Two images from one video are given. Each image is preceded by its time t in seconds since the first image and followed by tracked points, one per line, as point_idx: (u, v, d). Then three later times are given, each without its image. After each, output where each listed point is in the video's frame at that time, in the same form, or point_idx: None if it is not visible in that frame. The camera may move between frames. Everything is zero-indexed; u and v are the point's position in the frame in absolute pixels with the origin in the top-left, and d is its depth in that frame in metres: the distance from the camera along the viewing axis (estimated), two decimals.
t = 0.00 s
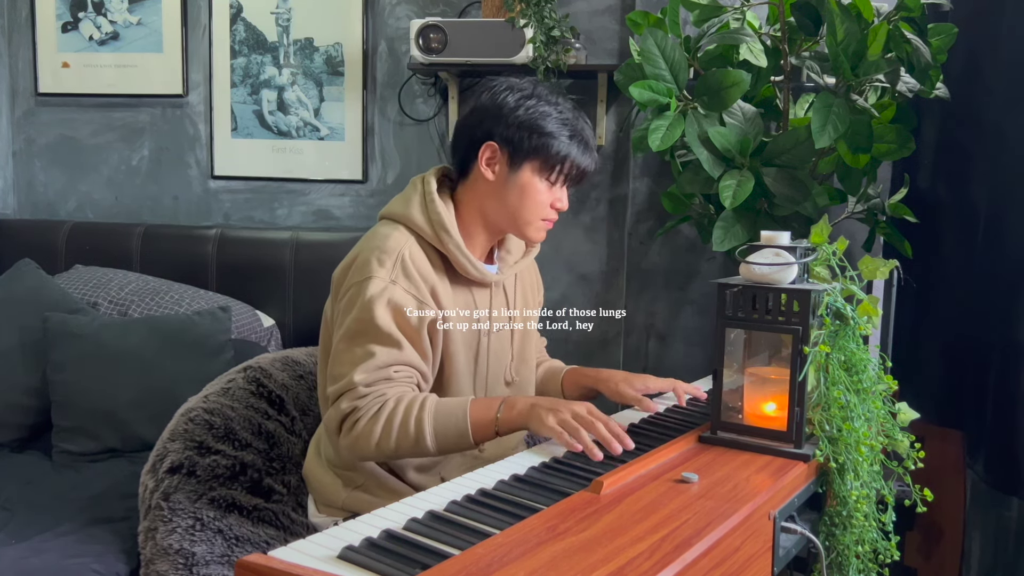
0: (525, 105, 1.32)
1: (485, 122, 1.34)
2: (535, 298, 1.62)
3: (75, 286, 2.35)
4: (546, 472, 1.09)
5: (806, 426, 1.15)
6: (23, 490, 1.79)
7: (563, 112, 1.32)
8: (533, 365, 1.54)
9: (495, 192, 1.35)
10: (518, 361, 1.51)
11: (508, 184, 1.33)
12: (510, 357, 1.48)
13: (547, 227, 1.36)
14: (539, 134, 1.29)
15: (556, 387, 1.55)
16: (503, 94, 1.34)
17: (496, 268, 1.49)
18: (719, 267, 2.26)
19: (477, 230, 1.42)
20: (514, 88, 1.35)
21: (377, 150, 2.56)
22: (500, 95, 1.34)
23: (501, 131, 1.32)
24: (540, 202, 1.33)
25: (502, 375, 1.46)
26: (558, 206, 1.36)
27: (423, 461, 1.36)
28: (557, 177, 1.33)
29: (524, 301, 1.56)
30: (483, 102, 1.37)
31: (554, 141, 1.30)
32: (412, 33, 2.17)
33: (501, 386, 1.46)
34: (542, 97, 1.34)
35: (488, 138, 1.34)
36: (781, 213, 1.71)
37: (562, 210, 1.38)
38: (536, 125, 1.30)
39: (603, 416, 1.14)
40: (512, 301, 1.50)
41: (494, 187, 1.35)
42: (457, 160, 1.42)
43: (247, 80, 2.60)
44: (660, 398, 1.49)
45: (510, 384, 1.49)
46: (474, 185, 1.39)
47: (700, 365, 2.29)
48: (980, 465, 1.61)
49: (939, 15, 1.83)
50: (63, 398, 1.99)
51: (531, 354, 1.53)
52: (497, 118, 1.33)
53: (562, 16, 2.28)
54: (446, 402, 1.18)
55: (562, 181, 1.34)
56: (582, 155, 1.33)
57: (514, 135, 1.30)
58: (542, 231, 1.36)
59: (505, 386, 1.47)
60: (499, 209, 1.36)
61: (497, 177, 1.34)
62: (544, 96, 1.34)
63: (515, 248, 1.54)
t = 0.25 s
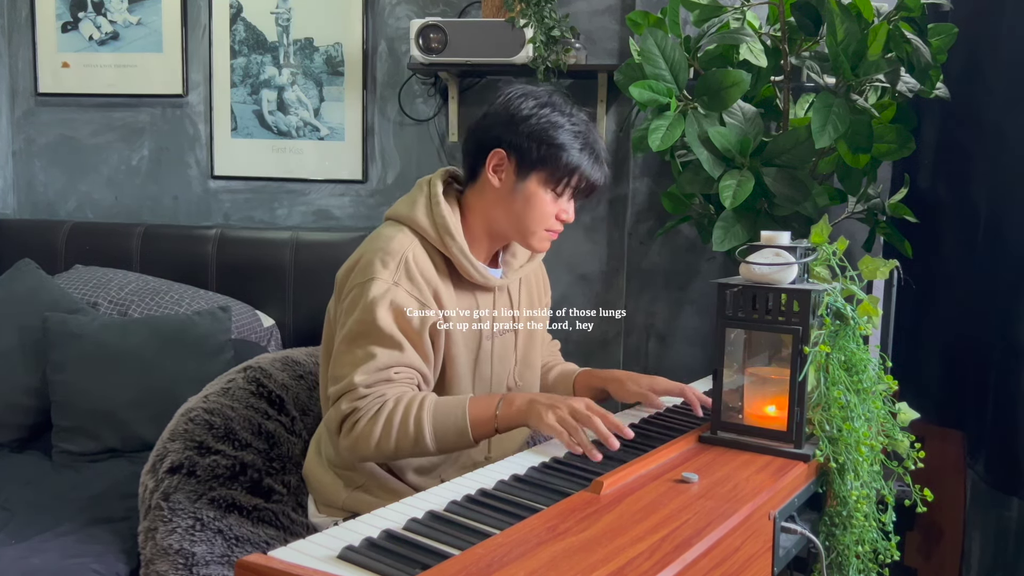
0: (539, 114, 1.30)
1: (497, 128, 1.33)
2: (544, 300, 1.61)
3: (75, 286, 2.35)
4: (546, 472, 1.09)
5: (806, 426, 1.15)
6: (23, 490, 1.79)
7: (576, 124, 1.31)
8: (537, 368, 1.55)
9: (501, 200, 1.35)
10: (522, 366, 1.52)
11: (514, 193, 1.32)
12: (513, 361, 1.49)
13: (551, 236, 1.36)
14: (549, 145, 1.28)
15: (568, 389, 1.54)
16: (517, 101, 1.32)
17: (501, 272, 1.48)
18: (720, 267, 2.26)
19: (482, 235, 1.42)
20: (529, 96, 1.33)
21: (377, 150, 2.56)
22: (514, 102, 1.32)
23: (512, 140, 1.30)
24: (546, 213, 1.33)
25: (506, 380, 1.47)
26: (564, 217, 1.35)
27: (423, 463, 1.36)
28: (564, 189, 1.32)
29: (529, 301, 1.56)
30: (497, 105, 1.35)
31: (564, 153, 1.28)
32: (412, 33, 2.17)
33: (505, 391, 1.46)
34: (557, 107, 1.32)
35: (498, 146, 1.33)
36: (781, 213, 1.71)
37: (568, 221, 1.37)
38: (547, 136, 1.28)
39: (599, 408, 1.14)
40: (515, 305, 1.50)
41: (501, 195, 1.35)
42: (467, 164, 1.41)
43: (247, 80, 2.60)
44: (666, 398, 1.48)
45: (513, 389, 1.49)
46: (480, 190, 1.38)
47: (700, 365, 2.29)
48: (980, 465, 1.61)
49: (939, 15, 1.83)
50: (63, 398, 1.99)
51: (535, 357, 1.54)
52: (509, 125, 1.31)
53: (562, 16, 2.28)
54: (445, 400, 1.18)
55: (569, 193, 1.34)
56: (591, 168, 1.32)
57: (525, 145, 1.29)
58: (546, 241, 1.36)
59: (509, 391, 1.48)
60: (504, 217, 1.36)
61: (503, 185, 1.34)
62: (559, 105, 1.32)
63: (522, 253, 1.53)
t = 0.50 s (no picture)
0: (539, 112, 1.30)
1: (497, 126, 1.33)
2: (544, 301, 1.62)
3: (74, 286, 2.35)
4: (545, 472, 1.09)
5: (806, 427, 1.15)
6: (23, 490, 1.79)
7: (575, 122, 1.31)
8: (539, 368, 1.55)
9: (500, 198, 1.35)
10: (524, 365, 1.52)
11: (512, 191, 1.32)
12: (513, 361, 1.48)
13: (549, 236, 1.35)
14: (548, 143, 1.28)
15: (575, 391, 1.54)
16: (517, 99, 1.33)
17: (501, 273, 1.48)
18: (719, 267, 2.26)
19: (481, 235, 1.42)
20: (530, 95, 1.33)
21: (376, 150, 2.56)
22: (514, 100, 1.33)
23: (510, 137, 1.31)
24: (544, 211, 1.32)
25: (506, 383, 1.46)
26: (562, 216, 1.35)
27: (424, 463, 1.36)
28: (563, 187, 1.32)
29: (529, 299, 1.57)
30: (498, 104, 1.35)
31: (564, 150, 1.28)
32: (412, 32, 2.17)
33: (505, 392, 1.46)
34: (557, 106, 1.32)
35: (496, 142, 1.33)
36: (782, 213, 1.71)
37: (566, 221, 1.37)
38: (546, 134, 1.29)
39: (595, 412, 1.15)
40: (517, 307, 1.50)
41: (498, 192, 1.35)
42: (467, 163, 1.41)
43: (247, 79, 2.60)
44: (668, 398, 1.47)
45: (514, 391, 1.48)
46: (479, 190, 1.38)
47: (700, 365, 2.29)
48: (980, 466, 1.61)
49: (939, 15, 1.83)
50: (63, 398, 1.99)
51: (537, 357, 1.54)
52: (508, 123, 1.31)
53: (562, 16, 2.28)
54: (447, 403, 1.18)
55: (568, 191, 1.33)
56: (590, 166, 1.32)
57: (524, 142, 1.29)
58: (544, 240, 1.35)
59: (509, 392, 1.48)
60: (502, 216, 1.36)
61: (501, 184, 1.34)
62: (559, 104, 1.32)
63: (522, 253, 1.53)
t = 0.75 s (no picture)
0: (511, 93, 1.29)
1: (469, 111, 1.33)
2: (538, 290, 1.62)
3: (75, 286, 2.35)
4: (545, 472, 1.09)
5: (806, 427, 1.15)
6: (23, 490, 1.79)
7: (548, 99, 1.30)
8: (535, 358, 1.53)
9: (481, 181, 1.34)
10: (519, 355, 1.50)
11: (492, 173, 1.32)
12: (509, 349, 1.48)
13: (535, 215, 1.35)
14: (522, 122, 1.27)
15: (578, 382, 1.53)
16: (489, 83, 1.32)
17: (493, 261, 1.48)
18: (719, 267, 2.26)
19: (470, 223, 1.41)
20: (500, 78, 1.32)
21: (376, 150, 2.56)
22: (486, 84, 1.32)
23: (484, 120, 1.30)
24: (526, 190, 1.32)
25: (503, 367, 1.45)
26: (545, 194, 1.34)
27: (426, 455, 1.34)
28: (541, 163, 1.31)
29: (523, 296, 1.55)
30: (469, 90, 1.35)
31: (537, 127, 1.28)
32: (412, 33, 2.17)
33: (501, 378, 1.45)
34: (528, 85, 1.31)
35: (472, 127, 1.33)
36: (782, 213, 1.71)
37: (550, 199, 1.36)
38: (519, 113, 1.28)
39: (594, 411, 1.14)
40: (510, 297, 1.49)
41: (479, 176, 1.34)
42: (449, 152, 1.41)
43: (247, 80, 2.60)
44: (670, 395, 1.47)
45: (512, 377, 1.48)
46: (463, 177, 1.38)
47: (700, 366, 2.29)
48: (981, 466, 1.61)
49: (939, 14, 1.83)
50: (63, 398, 1.99)
51: (533, 349, 1.52)
52: (482, 106, 1.31)
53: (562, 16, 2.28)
54: (450, 390, 1.18)
55: (548, 168, 1.33)
56: (567, 142, 1.31)
57: (497, 124, 1.29)
58: (531, 220, 1.35)
59: (506, 378, 1.47)
60: (486, 199, 1.35)
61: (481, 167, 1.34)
62: (530, 83, 1.31)
63: (512, 244, 1.53)
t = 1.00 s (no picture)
0: (488, 85, 1.34)
1: (449, 104, 1.37)
2: (529, 287, 1.61)
3: (74, 286, 2.35)
4: (546, 472, 1.09)
5: (807, 427, 1.15)
6: (23, 490, 1.79)
7: (524, 88, 1.34)
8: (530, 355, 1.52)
9: (465, 170, 1.36)
10: (514, 351, 1.49)
11: (476, 160, 1.34)
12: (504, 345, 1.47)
13: (519, 202, 1.37)
14: (501, 109, 1.31)
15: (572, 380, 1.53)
16: (467, 78, 1.37)
17: (483, 256, 1.48)
18: (719, 267, 2.26)
19: (459, 216, 1.41)
20: (477, 72, 1.37)
21: (376, 150, 2.55)
22: (463, 79, 1.37)
23: (464, 110, 1.34)
24: (509, 175, 1.35)
25: (498, 361, 1.44)
26: (528, 180, 1.37)
27: (424, 452, 1.33)
28: (522, 149, 1.34)
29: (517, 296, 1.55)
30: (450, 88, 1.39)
31: (516, 113, 1.32)
32: (412, 32, 2.17)
33: (496, 372, 1.44)
34: (503, 76, 1.35)
35: (453, 119, 1.36)
36: (781, 213, 1.71)
37: (533, 186, 1.39)
38: (497, 101, 1.32)
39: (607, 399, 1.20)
40: (503, 292, 1.49)
41: (463, 166, 1.36)
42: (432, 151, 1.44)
43: (246, 79, 2.60)
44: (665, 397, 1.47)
45: (507, 372, 1.47)
46: (446, 169, 1.40)
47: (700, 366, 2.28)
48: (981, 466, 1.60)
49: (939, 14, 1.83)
50: (63, 399, 1.99)
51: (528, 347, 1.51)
52: (461, 98, 1.35)
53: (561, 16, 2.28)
54: (452, 392, 1.19)
55: (529, 154, 1.36)
56: (544, 128, 1.35)
57: (477, 111, 1.32)
58: (514, 207, 1.37)
59: (502, 372, 1.46)
60: (471, 189, 1.37)
61: (464, 155, 1.36)
62: (505, 75, 1.36)
63: (501, 239, 1.53)
